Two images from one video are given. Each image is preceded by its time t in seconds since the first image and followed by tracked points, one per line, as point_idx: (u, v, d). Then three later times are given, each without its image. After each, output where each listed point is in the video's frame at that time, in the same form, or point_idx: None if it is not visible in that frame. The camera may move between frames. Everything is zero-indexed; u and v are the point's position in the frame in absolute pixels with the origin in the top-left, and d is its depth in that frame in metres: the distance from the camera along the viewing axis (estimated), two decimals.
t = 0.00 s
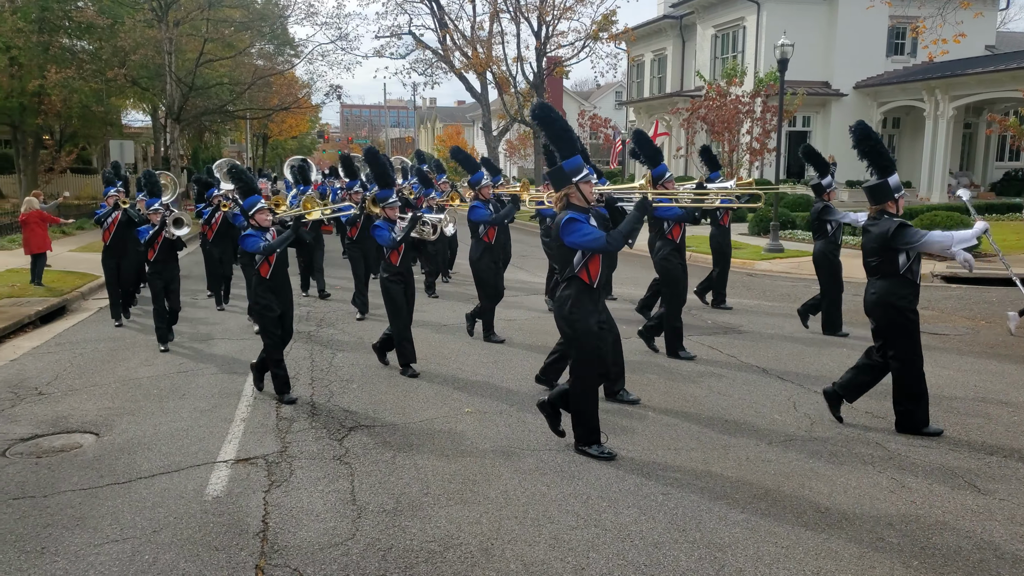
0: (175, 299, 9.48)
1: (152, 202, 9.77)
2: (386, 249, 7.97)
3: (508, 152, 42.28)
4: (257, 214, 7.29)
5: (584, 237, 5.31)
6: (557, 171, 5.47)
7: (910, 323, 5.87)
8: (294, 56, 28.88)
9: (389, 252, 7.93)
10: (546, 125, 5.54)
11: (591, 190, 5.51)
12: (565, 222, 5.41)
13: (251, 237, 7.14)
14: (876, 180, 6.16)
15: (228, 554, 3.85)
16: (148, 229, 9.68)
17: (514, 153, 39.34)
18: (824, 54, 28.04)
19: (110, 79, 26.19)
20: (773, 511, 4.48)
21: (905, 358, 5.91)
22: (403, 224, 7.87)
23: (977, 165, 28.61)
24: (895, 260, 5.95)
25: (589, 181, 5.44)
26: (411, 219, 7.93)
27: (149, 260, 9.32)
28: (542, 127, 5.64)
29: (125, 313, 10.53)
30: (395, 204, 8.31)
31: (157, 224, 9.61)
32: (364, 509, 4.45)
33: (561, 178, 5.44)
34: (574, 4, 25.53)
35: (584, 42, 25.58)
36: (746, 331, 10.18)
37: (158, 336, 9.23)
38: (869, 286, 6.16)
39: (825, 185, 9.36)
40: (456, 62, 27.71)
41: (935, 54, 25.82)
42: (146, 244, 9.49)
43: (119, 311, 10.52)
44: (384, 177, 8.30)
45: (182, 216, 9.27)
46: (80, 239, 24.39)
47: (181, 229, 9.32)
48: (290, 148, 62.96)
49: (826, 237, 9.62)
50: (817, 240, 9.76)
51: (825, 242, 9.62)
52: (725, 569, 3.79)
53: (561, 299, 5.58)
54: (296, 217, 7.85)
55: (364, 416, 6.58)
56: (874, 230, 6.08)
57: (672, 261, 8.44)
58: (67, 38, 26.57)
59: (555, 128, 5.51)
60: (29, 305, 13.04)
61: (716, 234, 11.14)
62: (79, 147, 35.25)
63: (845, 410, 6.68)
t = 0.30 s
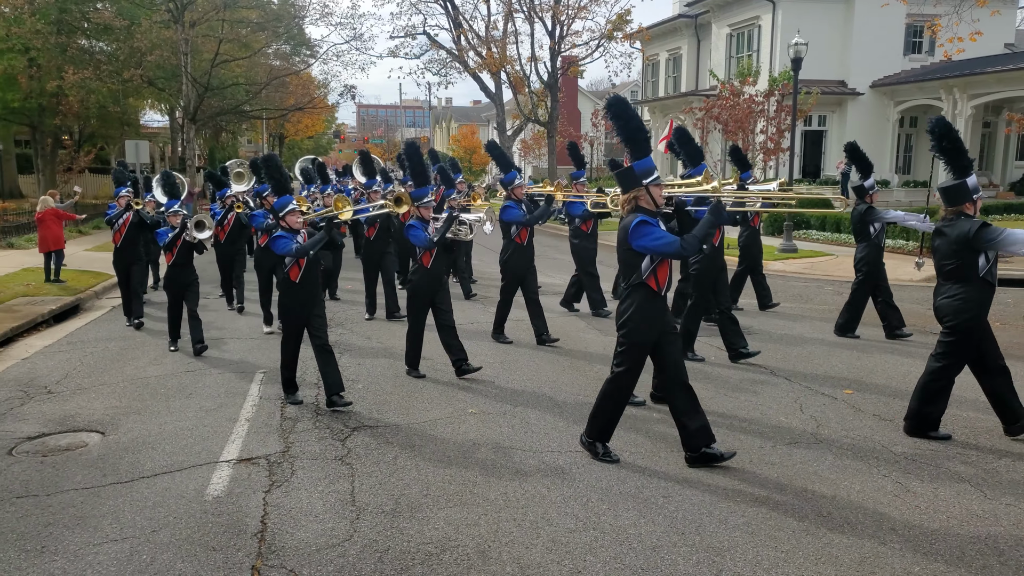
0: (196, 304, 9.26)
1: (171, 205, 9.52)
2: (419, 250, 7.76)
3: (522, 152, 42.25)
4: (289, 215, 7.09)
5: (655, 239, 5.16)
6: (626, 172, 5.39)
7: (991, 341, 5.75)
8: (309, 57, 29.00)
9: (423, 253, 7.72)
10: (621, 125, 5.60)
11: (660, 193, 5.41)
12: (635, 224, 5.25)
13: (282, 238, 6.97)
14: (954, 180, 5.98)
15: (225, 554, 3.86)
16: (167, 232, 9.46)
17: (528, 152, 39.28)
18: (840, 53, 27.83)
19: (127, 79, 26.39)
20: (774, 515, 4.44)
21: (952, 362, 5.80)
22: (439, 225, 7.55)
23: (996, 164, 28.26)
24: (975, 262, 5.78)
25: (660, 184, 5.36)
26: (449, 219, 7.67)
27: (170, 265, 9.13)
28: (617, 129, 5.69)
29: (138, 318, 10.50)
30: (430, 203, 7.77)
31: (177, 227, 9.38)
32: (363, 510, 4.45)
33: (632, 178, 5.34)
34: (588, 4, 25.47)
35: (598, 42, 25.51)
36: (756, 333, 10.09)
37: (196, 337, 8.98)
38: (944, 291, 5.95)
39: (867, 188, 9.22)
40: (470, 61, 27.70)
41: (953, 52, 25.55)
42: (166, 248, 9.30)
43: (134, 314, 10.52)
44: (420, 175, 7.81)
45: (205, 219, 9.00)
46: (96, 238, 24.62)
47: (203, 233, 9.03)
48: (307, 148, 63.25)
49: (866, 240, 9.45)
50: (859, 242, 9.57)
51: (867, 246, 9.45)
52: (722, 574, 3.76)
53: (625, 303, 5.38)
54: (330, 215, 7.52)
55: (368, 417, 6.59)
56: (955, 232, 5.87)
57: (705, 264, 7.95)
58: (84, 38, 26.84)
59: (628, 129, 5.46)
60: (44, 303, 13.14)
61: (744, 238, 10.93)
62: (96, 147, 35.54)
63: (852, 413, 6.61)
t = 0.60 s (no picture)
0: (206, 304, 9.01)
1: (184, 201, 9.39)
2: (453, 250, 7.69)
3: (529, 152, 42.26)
4: (315, 214, 6.81)
5: (724, 236, 4.85)
6: (688, 166, 5.07)
7: None
8: (317, 56, 29.01)
9: (457, 252, 7.63)
10: (678, 113, 5.25)
11: (724, 187, 5.11)
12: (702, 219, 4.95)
13: (309, 238, 6.68)
14: None
15: (215, 555, 3.87)
16: (179, 229, 9.29)
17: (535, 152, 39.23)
18: (847, 51, 27.74)
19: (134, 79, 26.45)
20: (766, 517, 4.43)
21: None
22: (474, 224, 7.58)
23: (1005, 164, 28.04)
24: None
25: (724, 176, 5.07)
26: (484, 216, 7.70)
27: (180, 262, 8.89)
28: (671, 117, 5.33)
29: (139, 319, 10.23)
30: (463, 202, 7.77)
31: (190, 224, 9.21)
32: (354, 511, 4.45)
33: (696, 172, 5.03)
34: (595, 3, 25.42)
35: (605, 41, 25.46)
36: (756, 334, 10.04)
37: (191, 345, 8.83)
38: None
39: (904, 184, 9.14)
40: (477, 61, 27.69)
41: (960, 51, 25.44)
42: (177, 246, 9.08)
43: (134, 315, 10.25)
44: (453, 174, 7.70)
45: (220, 215, 8.89)
46: (103, 237, 24.68)
47: (218, 229, 8.92)
48: (316, 148, 63.33)
49: (903, 239, 9.33)
50: (893, 241, 9.45)
51: (904, 244, 9.31)
52: None
53: (690, 301, 5.11)
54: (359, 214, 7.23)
55: (363, 417, 6.59)
56: None
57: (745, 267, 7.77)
58: (92, 39, 26.90)
59: (689, 119, 5.18)
60: (47, 303, 13.16)
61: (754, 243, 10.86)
62: (105, 147, 35.67)
63: (850, 414, 6.57)
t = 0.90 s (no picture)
0: (213, 310, 8.75)
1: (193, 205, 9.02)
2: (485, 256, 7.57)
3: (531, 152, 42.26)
4: (344, 219, 6.56)
5: (795, 244, 4.64)
6: (756, 169, 4.89)
7: None
8: (321, 57, 29.03)
9: (490, 258, 7.53)
10: (741, 114, 5.04)
11: (791, 191, 4.95)
12: (772, 225, 4.74)
13: (338, 245, 6.48)
14: None
15: (200, 559, 3.88)
16: (187, 233, 8.94)
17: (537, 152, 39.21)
18: (850, 51, 27.68)
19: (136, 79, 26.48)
20: (754, 522, 4.42)
21: None
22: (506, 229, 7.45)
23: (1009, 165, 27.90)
24: None
25: (793, 179, 4.89)
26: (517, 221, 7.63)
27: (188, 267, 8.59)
28: (735, 120, 5.11)
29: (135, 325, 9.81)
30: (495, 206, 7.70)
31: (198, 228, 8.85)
32: (342, 514, 4.45)
33: (764, 175, 4.86)
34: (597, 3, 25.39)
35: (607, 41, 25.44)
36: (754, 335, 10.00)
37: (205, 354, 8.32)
38: None
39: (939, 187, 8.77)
40: (479, 61, 27.67)
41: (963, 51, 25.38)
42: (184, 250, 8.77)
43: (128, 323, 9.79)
44: (486, 176, 7.69)
45: (229, 216, 8.82)
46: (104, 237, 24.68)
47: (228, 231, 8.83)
48: (320, 147, 63.33)
49: (939, 243, 8.93)
50: (929, 246, 9.07)
51: (938, 248, 8.91)
52: None
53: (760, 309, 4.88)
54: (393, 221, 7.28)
55: (355, 420, 6.58)
56: None
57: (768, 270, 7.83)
58: (95, 38, 26.90)
59: (754, 122, 4.99)
60: (47, 303, 13.15)
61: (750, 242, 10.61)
62: (108, 147, 35.73)
63: (844, 417, 6.55)
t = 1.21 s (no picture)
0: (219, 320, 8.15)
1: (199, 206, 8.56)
2: (518, 257, 7.33)
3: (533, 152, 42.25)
4: (375, 220, 6.14)
5: (875, 249, 4.43)
6: (830, 170, 4.71)
7: None
8: (323, 57, 29.03)
9: (522, 259, 7.28)
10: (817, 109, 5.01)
11: (866, 193, 4.77)
12: (849, 231, 4.56)
13: (369, 244, 6.06)
14: None
15: (185, 565, 3.87)
16: (193, 237, 8.42)
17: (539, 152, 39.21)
18: (852, 52, 27.62)
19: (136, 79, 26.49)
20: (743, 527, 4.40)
21: None
22: (541, 230, 7.10)
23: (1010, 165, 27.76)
24: None
25: (867, 183, 4.72)
26: (552, 220, 7.18)
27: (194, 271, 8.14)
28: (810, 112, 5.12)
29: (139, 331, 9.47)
30: (529, 205, 7.35)
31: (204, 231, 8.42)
32: (330, 519, 4.43)
33: (840, 177, 4.66)
34: (598, 3, 25.37)
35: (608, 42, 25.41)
36: (749, 336, 9.97)
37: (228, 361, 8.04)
38: None
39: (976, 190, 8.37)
40: (480, 61, 27.67)
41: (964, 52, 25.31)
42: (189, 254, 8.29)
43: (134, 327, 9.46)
44: (521, 175, 7.38)
45: (241, 220, 8.40)
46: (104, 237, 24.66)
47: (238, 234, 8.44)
48: (323, 147, 63.36)
49: (973, 245, 8.70)
50: (961, 247, 8.82)
51: (972, 251, 8.69)
52: None
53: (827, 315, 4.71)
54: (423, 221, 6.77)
55: (349, 422, 6.56)
56: None
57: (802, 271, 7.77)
58: (96, 39, 26.86)
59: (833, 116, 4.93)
60: (44, 304, 13.12)
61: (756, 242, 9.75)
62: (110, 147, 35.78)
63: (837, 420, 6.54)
